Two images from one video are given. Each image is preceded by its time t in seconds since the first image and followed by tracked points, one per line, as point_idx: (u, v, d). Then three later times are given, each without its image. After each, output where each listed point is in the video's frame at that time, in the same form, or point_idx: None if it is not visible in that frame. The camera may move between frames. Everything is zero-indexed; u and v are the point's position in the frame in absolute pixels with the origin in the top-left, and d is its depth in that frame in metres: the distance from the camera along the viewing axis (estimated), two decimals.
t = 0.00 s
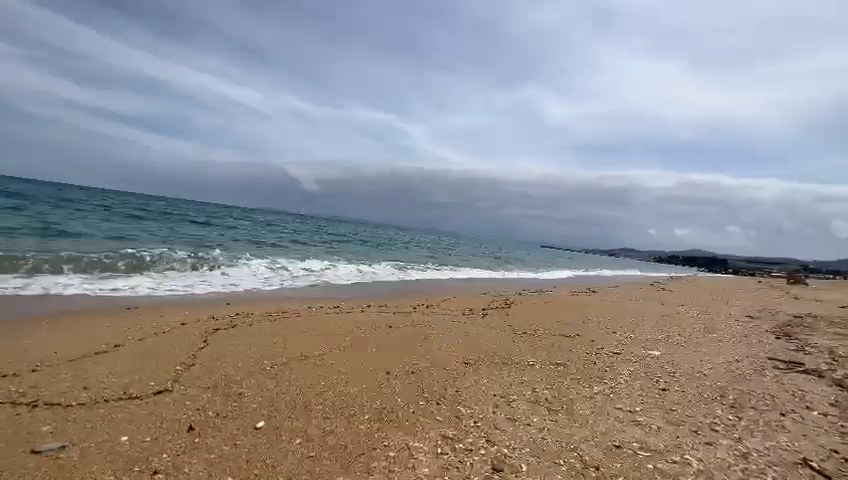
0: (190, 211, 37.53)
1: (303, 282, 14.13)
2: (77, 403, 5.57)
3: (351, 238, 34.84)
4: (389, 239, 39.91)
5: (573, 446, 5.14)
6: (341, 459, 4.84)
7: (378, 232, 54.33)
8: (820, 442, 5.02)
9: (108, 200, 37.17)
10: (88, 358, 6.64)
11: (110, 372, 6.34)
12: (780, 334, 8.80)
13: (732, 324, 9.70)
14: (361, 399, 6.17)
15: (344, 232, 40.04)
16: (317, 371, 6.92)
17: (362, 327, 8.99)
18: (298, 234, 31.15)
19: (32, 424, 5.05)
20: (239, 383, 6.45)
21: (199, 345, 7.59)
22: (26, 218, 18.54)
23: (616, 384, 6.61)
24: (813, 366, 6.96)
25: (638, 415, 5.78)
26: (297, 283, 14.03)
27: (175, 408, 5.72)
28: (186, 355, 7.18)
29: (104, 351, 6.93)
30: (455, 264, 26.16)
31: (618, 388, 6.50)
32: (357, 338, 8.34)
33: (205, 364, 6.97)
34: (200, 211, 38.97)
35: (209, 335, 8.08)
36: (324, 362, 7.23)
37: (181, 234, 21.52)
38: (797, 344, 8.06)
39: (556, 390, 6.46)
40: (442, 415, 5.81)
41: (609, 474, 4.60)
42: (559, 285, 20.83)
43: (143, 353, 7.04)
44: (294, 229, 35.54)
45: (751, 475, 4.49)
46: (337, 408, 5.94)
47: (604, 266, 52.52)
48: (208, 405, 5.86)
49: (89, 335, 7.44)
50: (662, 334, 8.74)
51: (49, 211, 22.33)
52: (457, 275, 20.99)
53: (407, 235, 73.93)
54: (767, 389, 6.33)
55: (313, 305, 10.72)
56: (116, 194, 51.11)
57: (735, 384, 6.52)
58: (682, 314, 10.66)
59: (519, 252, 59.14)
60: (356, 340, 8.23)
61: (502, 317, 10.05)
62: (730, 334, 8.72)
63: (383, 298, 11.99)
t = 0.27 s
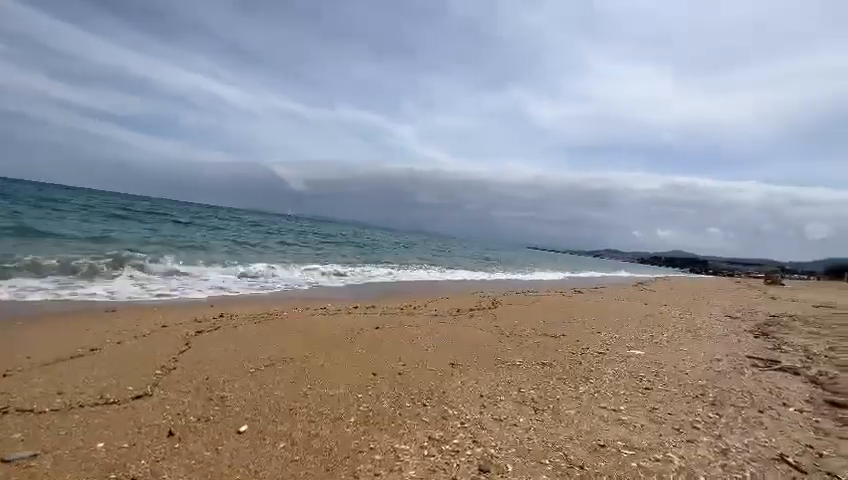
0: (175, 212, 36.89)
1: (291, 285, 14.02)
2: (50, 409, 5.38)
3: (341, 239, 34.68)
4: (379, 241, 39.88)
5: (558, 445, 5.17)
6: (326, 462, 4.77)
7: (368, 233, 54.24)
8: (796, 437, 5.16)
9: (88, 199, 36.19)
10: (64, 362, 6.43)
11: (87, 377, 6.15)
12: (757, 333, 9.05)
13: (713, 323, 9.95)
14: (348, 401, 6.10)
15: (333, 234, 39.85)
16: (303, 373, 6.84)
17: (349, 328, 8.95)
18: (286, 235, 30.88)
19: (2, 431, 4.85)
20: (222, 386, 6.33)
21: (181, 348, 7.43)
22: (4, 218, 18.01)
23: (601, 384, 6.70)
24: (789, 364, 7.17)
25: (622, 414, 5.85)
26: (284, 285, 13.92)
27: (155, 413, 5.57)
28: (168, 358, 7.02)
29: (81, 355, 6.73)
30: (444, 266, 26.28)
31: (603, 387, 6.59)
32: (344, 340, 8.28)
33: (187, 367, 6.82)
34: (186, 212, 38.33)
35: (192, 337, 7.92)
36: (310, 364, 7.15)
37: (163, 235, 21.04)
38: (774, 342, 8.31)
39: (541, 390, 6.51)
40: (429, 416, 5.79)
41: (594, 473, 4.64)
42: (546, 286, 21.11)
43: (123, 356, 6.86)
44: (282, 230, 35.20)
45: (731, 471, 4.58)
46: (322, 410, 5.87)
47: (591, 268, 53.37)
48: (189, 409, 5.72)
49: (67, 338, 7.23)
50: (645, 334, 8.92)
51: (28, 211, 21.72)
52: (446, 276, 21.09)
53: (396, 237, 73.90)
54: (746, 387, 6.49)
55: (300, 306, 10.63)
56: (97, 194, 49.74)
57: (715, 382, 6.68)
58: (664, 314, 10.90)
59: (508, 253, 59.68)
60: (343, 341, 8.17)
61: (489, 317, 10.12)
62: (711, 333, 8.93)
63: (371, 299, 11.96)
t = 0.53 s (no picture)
0: (158, 213, 36.13)
1: (277, 287, 13.88)
2: (20, 416, 5.15)
3: (328, 241, 34.50)
4: (367, 243, 39.81)
5: (544, 444, 5.21)
6: (311, 466, 4.68)
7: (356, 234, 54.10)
8: (772, 432, 5.31)
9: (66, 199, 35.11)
10: (36, 368, 6.18)
11: (60, 382, 5.92)
12: (735, 331, 9.33)
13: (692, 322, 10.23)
14: (333, 404, 6.02)
15: (321, 235, 39.63)
16: (287, 376, 6.73)
17: (336, 329, 8.88)
18: (273, 237, 30.56)
19: None
20: (204, 390, 6.17)
21: (161, 352, 7.22)
22: None
23: (585, 383, 6.78)
24: (765, 361, 7.39)
25: (606, 412, 5.92)
26: (270, 287, 13.76)
27: (132, 419, 5.39)
28: (147, 362, 6.82)
29: (55, 360, 6.48)
30: (432, 268, 26.40)
31: (587, 386, 6.67)
32: (331, 341, 8.21)
33: (165, 371, 6.61)
34: (169, 213, 37.57)
35: (172, 341, 7.71)
36: (295, 367, 7.06)
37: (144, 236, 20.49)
38: (751, 340, 8.56)
39: (528, 390, 6.56)
40: (415, 418, 5.76)
41: (579, 471, 4.68)
42: (532, 286, 21.42)
43: (99, 361, 6.63)
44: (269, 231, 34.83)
45: (711, 466, 4.68)
46: (307, 413, 5.78)
47: (576, 268, 54.32)
48: (169, 414, 5.55)
49: (41, 342, 6.98)
50: (629, 333, 9.08)
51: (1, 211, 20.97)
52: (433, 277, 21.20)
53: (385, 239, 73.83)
54: (725, 384, 6.66)
55: (285, 308, 10.49)
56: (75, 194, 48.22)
57: (695, 379, 6.83)
58: (645, 313, 11.17)
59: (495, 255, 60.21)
60: (329, 343, 8.09)
61: (476, 317, 10.21)
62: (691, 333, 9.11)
63: (358, 301, 11.94)
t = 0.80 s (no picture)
0: (140, 214, 35.28)
1: (263, 289, 13.74)
2: None
3: (316, 243, 34.23)
4: (355, 244, 39.64)
5: (530, 443, 5.23)
6: (295, 470, 4.59)
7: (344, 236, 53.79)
8: (750, 427, 5.45)
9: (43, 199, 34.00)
10: (7, 374, 5.93)
11: (32, 389, 5.70)
12: (714, 329, 9.58)
13: (673, 320, 10.47)
14: (319, 406, 5.94)
15: (309, 237, 39.28)
16: (272, 379, 6.62)
17: (322, 331, 8.80)
18: (259, 239, 30.17)
19: None
20: (185, 395, 6.02)
21: (140, 356, 7.02)
22: None
23: (571, 381, 6.85)
24: (743, 357, 7.60)
25: (591, 410, 5.99)
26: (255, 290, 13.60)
27: (109, 425, 5.21)
28: (125, 366, 6.62)
29: (27, 365, 6.24)
30: (420, 269, 26.46)
31: (572, 384, 6.74)
32: (317, 343, 8.13)
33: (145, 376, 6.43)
34: (152, 214, 36.71)
35: (153, 344, 7.51)
36: (279, 369, 6.95)
37: (124, 239, 19.93)
38: (730, 337, 8.79)
39: (514, 389, 6.59)
40: (402, 419, 5.72)
41: (565, 469, 4.71)
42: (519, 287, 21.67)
43: (74, 366, 6.41)
44: (255, 233, 34.37)
45: (692, 460, 4.77)
46: (292, 416, 5.68)
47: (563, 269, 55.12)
48: (148, 420, 5.39)
49: (13, 347, 6.73)
50: (613, 332, 9.23)
51: None
52: (422, 279, 21.25)
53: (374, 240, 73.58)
54: (705, 380, 6.81)
55: (271, 310, 10.39)
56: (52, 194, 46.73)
57: (677, 376, 6.97)
58: (628, 312, 11.40)
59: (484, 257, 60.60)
60: (315, 345, 8.01)
61: (463, 318, 10.26)
62: (672, 331, 9.34)
63: (345, 302, 11.90)
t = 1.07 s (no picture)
0: (122, 214, 34.44)
1: (249, 290, 13.57)
2: None
3: (305, 244, 33.97)
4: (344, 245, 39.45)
5: (518, 440, 5.26)
6: (281, 473, 4.52)
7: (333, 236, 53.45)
8: (731, 420, 5.59)
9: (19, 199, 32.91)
10: None
11: (5, 396, 5.49)
12: (696, 325, 9.81)
13: (656, 317, 10.70)
14: (305, 408, 5.87)
15: (297, 238, 38.94)
16: (258, 381, 6.53)
17: (309, 332, 8.73)
18: (246, 240, 29.77)
19: None
20: (167, 399, 5.88)
21: (120, 359, 6.84)
22: None
23: (557, 378, 6.92)
24: (723, 352, 7.80)
25: (577, 407, 6.06)
26: (241, 290, 13.43)
27: (87, 431, 5.06)
28: (104, 371, 6.44)
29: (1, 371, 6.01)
30: (409, 269, 26.50)
31: (559, 382, 6.82)
32: (304, 344, 8.05)
33: (125, 380, 6.26)
34: (135, 215, 35.88)
35: (134, 347, 7.33)
36: (265, 371, 6.85)
37: (105, 241, 19.42)
38: (710, 333, 9.03)
39: (502, 387, 6.62)
40: (390, 419, 5.70)
41: (551, 465, 4.75)
42: (507, 286, 21.87)
43: (51, 371, 6.21)
44: (242, 234, 33.92)
45: (675, 454, 4.87)
46: (278, 419, 5.60)
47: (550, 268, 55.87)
48: (128, 425, 5.24)
49: None
50: (598, 329, 9.39)
51: None
52: (410, 279, 21.28)
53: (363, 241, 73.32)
54: (687, 375, 6.96)
55: (257, 311, 10.29)
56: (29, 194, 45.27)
57: (660, 372, 7.11)
58: (613, 309, 11.61)
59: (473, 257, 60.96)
60: (302, 346, 7.93)
61: (451, 317, 10.30)
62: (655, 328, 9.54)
63: (333, 303, 11.85)
